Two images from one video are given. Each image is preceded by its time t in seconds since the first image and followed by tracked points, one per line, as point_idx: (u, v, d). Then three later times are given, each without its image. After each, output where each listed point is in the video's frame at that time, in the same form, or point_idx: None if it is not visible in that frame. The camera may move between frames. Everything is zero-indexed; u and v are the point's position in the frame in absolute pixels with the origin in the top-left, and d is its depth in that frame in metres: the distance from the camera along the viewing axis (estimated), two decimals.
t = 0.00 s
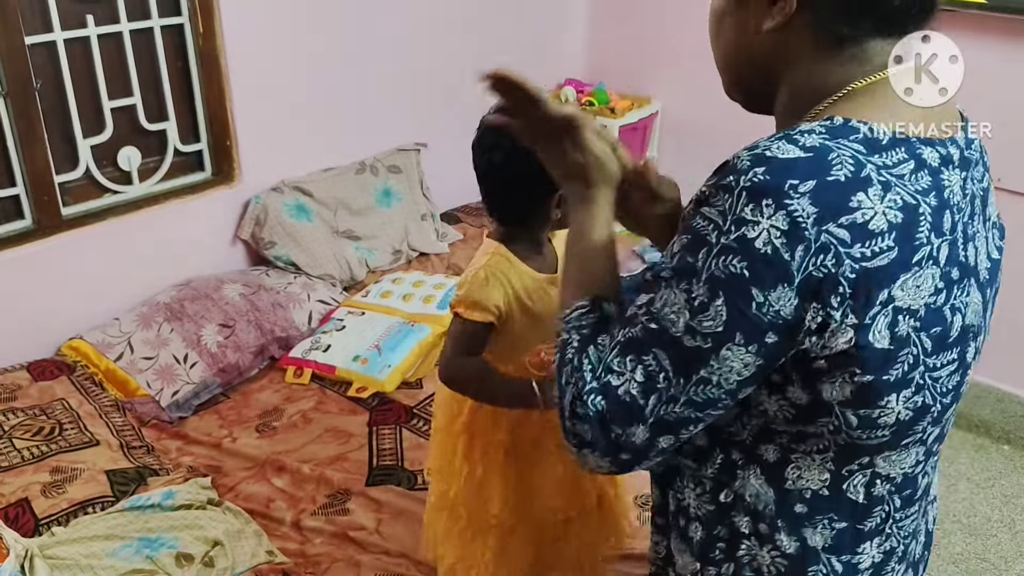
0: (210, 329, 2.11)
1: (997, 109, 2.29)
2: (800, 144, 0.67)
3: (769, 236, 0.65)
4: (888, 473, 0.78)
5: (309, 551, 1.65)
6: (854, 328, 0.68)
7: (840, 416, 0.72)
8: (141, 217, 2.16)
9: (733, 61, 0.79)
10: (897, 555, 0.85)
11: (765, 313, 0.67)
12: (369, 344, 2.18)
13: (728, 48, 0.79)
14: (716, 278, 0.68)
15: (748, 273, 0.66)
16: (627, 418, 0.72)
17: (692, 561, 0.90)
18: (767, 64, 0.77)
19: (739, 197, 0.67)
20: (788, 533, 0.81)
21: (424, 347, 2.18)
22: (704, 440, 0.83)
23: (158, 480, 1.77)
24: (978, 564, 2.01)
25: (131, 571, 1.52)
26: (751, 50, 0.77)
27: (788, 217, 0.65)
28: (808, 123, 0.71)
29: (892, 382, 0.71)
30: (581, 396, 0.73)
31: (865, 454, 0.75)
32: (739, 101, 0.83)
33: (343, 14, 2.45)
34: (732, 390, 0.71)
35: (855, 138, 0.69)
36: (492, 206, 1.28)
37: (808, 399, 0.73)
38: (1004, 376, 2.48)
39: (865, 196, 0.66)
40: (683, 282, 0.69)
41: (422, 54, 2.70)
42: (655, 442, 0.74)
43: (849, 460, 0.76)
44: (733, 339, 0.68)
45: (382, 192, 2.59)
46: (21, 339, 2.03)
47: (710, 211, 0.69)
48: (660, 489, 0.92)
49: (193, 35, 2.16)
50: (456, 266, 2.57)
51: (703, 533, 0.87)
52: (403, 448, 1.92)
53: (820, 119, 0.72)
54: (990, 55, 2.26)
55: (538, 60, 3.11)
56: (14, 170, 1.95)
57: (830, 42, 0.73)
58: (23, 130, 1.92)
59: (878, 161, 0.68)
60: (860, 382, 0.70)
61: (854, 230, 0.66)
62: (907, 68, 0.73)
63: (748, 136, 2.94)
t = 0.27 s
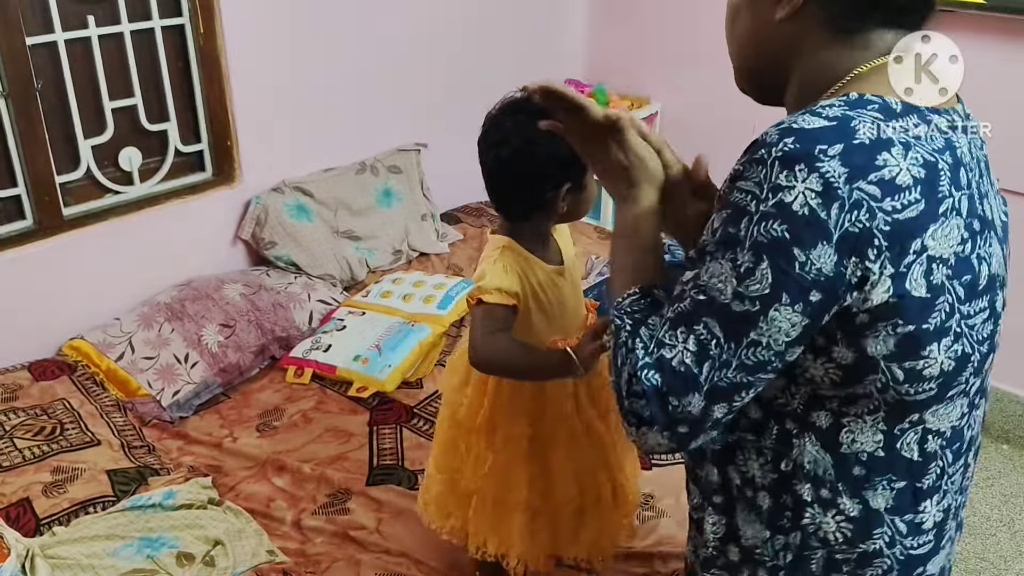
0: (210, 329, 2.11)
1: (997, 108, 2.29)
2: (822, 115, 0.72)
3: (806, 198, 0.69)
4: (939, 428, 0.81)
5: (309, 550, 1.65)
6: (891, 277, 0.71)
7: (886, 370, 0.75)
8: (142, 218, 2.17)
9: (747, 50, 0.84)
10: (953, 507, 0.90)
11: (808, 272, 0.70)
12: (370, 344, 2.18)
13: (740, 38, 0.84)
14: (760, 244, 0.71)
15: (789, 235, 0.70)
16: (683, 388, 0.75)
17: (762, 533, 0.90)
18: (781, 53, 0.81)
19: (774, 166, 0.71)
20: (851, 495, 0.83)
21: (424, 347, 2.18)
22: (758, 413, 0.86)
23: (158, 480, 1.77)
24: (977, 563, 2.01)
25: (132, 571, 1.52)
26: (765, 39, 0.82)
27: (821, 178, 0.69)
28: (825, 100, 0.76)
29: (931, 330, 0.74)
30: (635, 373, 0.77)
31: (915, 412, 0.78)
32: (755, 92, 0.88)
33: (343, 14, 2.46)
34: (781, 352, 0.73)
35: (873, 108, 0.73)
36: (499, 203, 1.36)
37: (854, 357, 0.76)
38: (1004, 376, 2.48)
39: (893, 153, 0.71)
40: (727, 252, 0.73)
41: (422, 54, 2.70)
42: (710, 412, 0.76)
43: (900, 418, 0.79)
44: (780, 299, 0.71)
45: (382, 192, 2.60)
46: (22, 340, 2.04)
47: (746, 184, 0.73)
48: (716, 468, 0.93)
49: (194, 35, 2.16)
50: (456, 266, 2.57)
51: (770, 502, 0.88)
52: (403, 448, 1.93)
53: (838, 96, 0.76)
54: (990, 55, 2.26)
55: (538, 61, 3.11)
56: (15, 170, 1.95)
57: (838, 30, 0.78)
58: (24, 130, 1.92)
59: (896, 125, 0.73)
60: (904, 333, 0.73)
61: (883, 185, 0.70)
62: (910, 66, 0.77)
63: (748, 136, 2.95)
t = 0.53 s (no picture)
0: (210, 329, 2.11)
1: (997, 109, 2.29)
2: (804, 89, 0.75)
3: (796, 157, 0.71)
4: (956, 383, 0.81)
5: (309, 550, 1.65)
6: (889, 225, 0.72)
7: (902, 325, 0.75)
8: (142, 218, 2.17)
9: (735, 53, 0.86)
10: (976, 472, 0.89)
11: (807, 224, 0.71)
12: (369, 344, 2.18)
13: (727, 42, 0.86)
14: (757, 204, 0.72)
15: (786, 192, 0.71)
16: (703, 358, 0.75)
17: (786, 518, 0.90)
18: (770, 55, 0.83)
19: (764, 134, 0.73)
20: (876, 465, 0.82)
21: (424, 347, 2.18)
22: (778, 395, 0.86)
23: (159, 479, 1.77)
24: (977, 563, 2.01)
25: (132, 571, 1.53)
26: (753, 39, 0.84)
27: (809, 138, 0.71)
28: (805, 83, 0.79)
29: (939, 276, 0.74)
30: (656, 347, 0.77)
31: (934, 366, 0.78)
32: (741, 94, 0.90)
33: (343, 14, 2.46)
34: (795, 309, 0.73)
35: (852, 78, 0.76)
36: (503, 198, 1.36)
37: (873, 314, 0.75)
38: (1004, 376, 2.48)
39: (871, 108, 0.73)
40: (730, 221, 0.74)
41: (422, 54, 2.71)
42: (734, 384, 0.75)
43: (920, 376, 0.78)
44: (784, 254, 0.71)
45: (382, 193, 2.60)
46: (22, 340, 2.04)
47: (741, 156, 0.75)
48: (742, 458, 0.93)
49: (194, 35, 2.16)
50: (456, 266, 2.57)
51: (796, 486, 0.87)
52: (403, 448, 1.93)
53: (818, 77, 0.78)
54: (990, 55, 2.26)
55: (538, 60, 3.12)
56: (15, 170, 1.95)
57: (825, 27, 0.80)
58: (24, 130, 1.92)
59: (874, 90, 0.75)
60: (912, 281, 0.73)
61: (868, 138, 0.72)
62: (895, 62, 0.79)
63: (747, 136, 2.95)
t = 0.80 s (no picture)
0: (210, 329, 2.12)
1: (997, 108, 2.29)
2: (777, 87, 0.75)
3: (769, 145, 0.71)
4: (927, 369, 0.79)
5: (309, 550, 1.65)
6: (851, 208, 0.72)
7: (864, 307, 0.75)
8: (142, 218, 2.17)
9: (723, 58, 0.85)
10: (953, 467, 0.86)
11: (779, 207, 0.71)
12: (370, 344, 2.18)
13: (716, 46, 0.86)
14: (732, 188, 0.72)
15: (758, 176, 0.71)
16: (676, 334, 0.72)
17: (763, 511, 0.89)
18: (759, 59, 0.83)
19: (739, 127, 0.73)
20: (845, 453, 0.81)
21: (424, 347, 2.18)
22: (752, 387, 0.85)
23: (159, 479, 1.78)
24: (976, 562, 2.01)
25: (132, 571, 1.53)
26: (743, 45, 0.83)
27: (781, 127, 0.72)
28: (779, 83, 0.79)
29: (903, 260, 0.74)
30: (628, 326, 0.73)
31: (901, 351, 0.77)
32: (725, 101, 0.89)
33: (343, 15, 2.46)
34: (768, 290, 0.72)
35: (823, 74, 0.76)
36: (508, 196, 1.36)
37: (835, 296, 0.76)
38: (1003, 376, 2.48)
39: (841, 99, 0.73)
40: (703, 205, 0.73)
41: (422, 54, 2.71)
42: (705, 363, 0.73)
43: (887, 362, 0.77)
44: (759, 232, 0.71)
45: (382, 193, 2.59)
46: (22, 340, 2.04)
47: (717, 147, 0.75)
48: (717, 456, 0.93)
49: (194, 35, 2.16)
50: (456, 266, 2.58)
51: (771, 479, 0.87)
52: (403, 448, 1.93)
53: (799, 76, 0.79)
54: (990, 55, 2.26)
55: (538, 61, 3.12)
56: (15, 170, 1.95)
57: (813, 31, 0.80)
58: (24, 130, 1.92)
59: (843, 84, 0.75)
60: (875, 264, 0.74)
61: (836, 127, 0.72)
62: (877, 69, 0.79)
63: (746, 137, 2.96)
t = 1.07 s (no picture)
0: (210, 329, 2.11)
1: (998, 108, 2.28)
2: (740, 99, 0.83)
3: (716, 136, 0.78)
4: (912, 357, 0.84)
5: (309, 551, 1.65)
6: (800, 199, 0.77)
7: (835, 295, 0.80)
8: (142, 218, 2.17)
9: (709, 71, 0.92)
10: (955, 458, 0.90)
11: (706, 181, 0.76)
12: (369, 344, 2.18)
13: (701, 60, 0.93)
14: (662, 158, 0.77)
15: (692, 153, 0.77)
16: (557, 240, 0.76)
17: (765, 509, 0.96)
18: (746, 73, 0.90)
19: (693, 126, 0.81)
20: (841, 443, 0.86)
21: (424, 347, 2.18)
22: (744, 381, 0.92)
23: (158, 480, 1.77)
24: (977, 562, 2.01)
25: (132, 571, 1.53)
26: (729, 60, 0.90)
27: (733, 126, 0.78)
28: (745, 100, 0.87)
29: (867, 250, 0.80)
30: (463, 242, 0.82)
31: (882, 339, 0.82)
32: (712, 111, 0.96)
33: (342, 15, 2.46)
34: (675, 245, 0.76)
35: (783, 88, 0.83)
36: (490, 198, 1.36)
37: (803, 287, 0.81)
38: (1003, 376, 2.48)
39: (797, 104, 0.80)
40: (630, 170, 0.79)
41: (422, 54, 2.70)
42: (577, 272, 0.76)
43: (872, 349, 0.83)
44: (676, 194, 0.75)
45: (382, 192, 2.59)
46: (21, 340, 2.04)
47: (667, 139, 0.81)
48: (722, 455, 1.01)
49: (193, 35, 2.16)
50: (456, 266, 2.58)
51: (771, 474, 0.93)
52: (403, 448, 1.93)
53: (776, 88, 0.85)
54: (991, 55, 2.26)
55: (537, 60, 3.12)
56: (15, 170, 1.95)
57: (794, 48, 0.86)
58: (23, 131, 1.92)
59: (802, 94, 0.82)
60: (836, 254, 0.79)
61: (787, 129, 0.78)
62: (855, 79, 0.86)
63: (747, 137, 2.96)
